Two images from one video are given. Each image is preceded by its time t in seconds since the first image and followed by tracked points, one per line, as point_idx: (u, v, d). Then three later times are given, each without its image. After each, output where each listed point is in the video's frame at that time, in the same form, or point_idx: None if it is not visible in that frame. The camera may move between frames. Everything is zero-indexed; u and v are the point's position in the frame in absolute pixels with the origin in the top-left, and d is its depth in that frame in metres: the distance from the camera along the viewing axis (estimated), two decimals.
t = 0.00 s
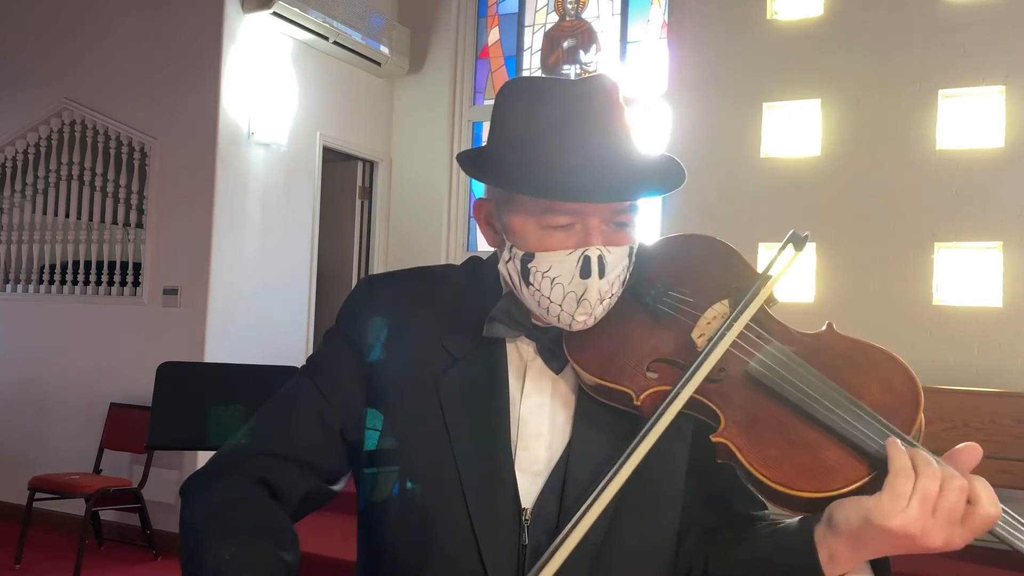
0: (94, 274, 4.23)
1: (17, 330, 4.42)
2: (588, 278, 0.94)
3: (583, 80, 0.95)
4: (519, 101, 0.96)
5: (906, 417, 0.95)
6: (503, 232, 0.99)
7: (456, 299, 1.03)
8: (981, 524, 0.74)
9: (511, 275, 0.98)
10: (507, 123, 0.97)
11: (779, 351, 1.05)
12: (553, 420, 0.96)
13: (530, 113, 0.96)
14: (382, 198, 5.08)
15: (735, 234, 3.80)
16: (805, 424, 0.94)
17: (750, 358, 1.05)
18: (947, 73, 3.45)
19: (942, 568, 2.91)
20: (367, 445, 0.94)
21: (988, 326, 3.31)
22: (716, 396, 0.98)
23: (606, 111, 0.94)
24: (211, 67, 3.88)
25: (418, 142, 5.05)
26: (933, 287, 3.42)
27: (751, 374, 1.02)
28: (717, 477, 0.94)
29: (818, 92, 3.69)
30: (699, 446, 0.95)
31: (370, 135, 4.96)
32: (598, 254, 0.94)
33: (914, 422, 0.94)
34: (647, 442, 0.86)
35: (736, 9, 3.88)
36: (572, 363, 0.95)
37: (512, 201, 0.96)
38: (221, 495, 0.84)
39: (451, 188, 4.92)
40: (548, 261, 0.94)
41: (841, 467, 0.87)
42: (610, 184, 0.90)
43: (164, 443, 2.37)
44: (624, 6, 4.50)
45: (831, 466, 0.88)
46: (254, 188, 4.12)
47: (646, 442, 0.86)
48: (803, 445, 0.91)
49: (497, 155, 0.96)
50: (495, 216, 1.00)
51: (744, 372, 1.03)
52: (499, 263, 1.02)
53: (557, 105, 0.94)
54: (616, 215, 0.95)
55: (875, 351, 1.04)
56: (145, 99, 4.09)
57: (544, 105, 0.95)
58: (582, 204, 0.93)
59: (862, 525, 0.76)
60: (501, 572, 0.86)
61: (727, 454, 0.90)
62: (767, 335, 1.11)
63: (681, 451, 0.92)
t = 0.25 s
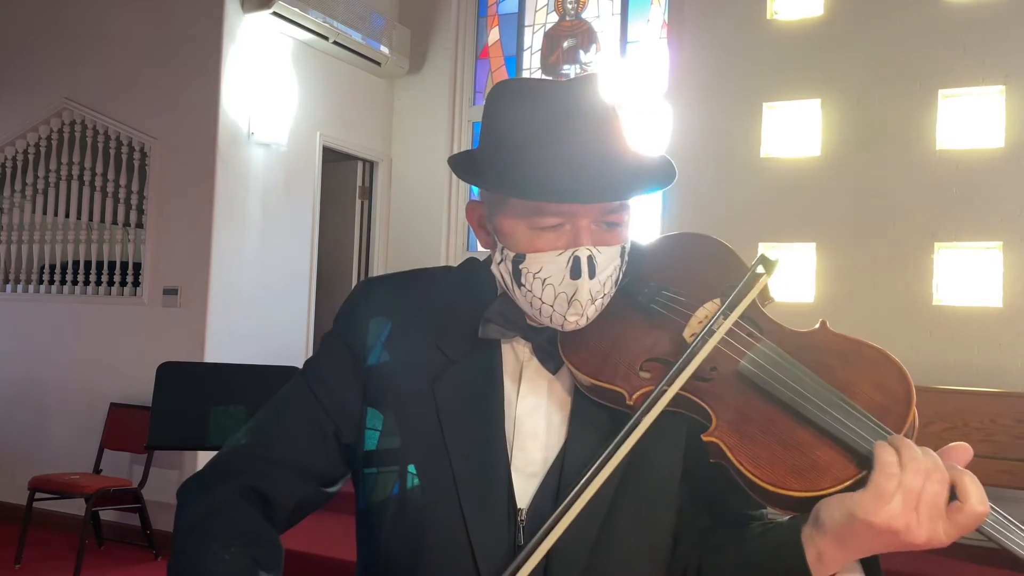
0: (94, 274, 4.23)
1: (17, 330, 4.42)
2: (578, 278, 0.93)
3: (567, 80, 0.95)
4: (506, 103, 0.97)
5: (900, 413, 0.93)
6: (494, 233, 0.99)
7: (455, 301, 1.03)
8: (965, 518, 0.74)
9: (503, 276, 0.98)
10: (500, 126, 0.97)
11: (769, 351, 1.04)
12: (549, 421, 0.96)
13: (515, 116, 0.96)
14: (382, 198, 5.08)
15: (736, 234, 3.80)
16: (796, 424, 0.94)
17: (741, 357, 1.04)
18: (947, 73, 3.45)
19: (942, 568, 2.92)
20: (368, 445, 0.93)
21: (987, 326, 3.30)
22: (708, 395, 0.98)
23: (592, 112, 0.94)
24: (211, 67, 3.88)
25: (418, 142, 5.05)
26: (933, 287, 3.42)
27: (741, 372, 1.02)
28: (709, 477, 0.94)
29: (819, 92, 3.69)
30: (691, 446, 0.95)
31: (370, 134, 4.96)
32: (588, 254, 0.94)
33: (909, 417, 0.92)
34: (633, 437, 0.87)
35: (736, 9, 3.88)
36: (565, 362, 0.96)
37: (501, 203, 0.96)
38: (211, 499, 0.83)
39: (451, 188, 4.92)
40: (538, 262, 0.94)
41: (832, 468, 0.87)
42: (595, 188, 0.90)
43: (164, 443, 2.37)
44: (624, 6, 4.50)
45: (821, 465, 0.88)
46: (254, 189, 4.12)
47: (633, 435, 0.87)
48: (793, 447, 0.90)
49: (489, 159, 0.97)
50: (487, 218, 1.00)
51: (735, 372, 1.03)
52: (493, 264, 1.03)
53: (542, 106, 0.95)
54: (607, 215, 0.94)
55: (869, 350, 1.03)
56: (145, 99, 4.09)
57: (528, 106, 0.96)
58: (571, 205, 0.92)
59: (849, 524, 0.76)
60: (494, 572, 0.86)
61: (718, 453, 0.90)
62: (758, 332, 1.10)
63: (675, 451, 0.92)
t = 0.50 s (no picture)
0: (94, 273, 4.23)
1: (17, 330, 4.42)
2: (575, 283, 0.93)
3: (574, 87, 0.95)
4: (505, 106, 0.97)
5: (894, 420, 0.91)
6: (492, 237, 0.99)
7: (453, 303, 1.03)
8: (951, 527, 0.73)
9: (500, 280, 0.98)
10: (498, 129, 0.97)
11: (763, 359, 1.04)
12: (547, 424, 0.95)
13: (515, 118, 0.96)
14: (382, 198, 5.08)
15: (736, 234, 3.80)
16: (789, 432, 0.92)
17: (736, 365, 1.03)
18: (947, 73, 3.45)
19: (942, 568, 2.92)
20: (368, 445, 0.93)
21: (987, 326, 3.30)
22: (702, 401, 0.97)
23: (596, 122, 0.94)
24: (211, 68, 3.88)
25: (418, 142, 5.05)
26: (933, 287, 3.42)
27: (735, 378, 1.01)
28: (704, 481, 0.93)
29: (818, 92, 3.69)
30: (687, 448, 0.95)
31: (370, 134, 4.96)
32: (585, 260, 0.94)
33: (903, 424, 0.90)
34: (625, 442, 0.89)
35: (736, 9, 3.88)
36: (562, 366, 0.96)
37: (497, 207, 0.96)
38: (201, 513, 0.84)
39: (452, 188, 4.92)
40: (535, 267, 0.94)
41: (827, 477, 0.86)
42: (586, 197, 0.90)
43: (164, 443, 2.38)
44: (624, 6, 4.50)
45: (813, 475, 0.87)
46: (254, 189, 4.12)
47: (626, 437, 0.89)
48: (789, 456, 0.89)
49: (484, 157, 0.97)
50: (485, 222, 1.00)
51: (730, 379, 1.02)
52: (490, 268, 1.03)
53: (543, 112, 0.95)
54: (604, 220, 0.94)
55: (863, 356, 1.01)
56: (145, 99, 4.09)
57: (529, 111, 0.96)
58: (567, 211, 0.92)
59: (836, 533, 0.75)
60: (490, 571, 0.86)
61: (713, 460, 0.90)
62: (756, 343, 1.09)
63: (672, 453, 0.92)
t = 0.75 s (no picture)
0: (94, 274, 4.23)
1: (17, 330, 4.42)
2: (580, 292, 0.92)
3: (574, 95, 0.95)
4: (509, 112, 0.97)
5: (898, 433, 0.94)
6: (496, 244, 0.98)
7: (453, 304, 1.02)
8: (959, 544, 0.73)
9: (504, 287, 0.97)
10: (500, 137, 0.97)
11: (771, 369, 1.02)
12: (550, 429, 0.96)
13: (517, 125, 0.96)
14: (382, 197, 5.08)
15: (735, 234, 3.80)
16: (793, 444, 0.93)
17: (741, 375, 1.03)
18: (947, 73, 3.45)
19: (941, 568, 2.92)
20: (367, 445, 0.93)
21: (987, 326, 3.30)
22: (706, 409, 0.98)
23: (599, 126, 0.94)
24: (211, 68, 3.87)
25: (418, 142, 5.05)
26: (933, 287, 3.42)
27: (740, 389, 1.01)
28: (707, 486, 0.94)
29: (818, 93, 3.69)
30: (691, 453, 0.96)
31: (370, 135, 4.96)
32: (590, 269, 0.93)
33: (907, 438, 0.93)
34: (632, 448, 0.88)
35: (737, 9, 3.88)
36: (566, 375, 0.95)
37: (500, 216, 0.95)
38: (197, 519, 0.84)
39: (451, 187, 4.92)
40: (540, 275, 0.93)
41: (831, 489, 0.87)
42: (592, 199, 0.89)
43: (164, 443, 2.38)
44: (624, 6, 4.50)
45: (818, 485, 0.88)
46: (254, 189, 4.12)
47: (635, 442, 0.88)
48: (795, 467, 0.90)
49: (488, 168, 0.97)
50: (489, 227, 0.99)
51: (734, 390, 1.02)
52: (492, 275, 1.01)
53: (546, 118, 0.95)
54: (609, 230, 0.94)
55: (868, 366, 1.03)
56: (145, 99, 4.09)
57: (531, 117, 0.96)
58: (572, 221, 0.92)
59: (843, 541, 0.74)
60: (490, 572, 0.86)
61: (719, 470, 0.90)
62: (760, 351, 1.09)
63: (676, 458, 0.93)
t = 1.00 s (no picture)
0: (94, 273, 4.23)
1: (17, 330, 4.42)
2: (589, 294, 0.93)
3: (579, 92, 0.95)
4: (516, 112, 0.96)
5: (908, 433, 0.96)
6: (504, 244, 0.98)
7: (456, 304, 1.02)
8: (974, 541, 0.75)
9: (512, 288, 0.97)
10: (508, 139, 0.97)
11: (783, 367, 1.05)
12: (556, 428, 0.96)
13: (521, 123, 0.96)
14: (382, 198, 5.08)
15: (735, 235, 3.80)
16: (802, 442, 0.94)
17: (752, 375, 1.04)
18: (946, 73, 3.45)
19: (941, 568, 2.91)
20: (366, 444, 0.93)
21: (987, 327, 3.31)
22: (715, 410, 0.98)
23: (602, 125, 0.94)
24: (211, 68, 3.88)
25: (418, 143, 5.05)
26: (933, 287, 3.42)
27: (750, 389, 1.02)
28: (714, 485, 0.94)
29: (818, 93, 3.69)
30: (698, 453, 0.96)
31: (370, 135, 4.96)
32: (600, 271, 0.93)
33: (917, 438, 0.95)
34: (641, 451, 0.88)
35: (737, 9, 3.88)
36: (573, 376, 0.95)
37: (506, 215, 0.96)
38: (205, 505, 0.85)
39: (451, 188, 4.92)
40: (549, 277, 0.94)
41: (842, 488, 0.88)
42: (597, 202, 0.89)
43: (164, 443, 2.36)
44: (624, 6, 4.50)
45: (828, 484, 0.88)
46: (254, 189, 4.12)
47: (644, 444, 0.89)
48: (805, 464, 0.91)
49: (492, 166, 0.97)
50: (497, 228, 0.99)
51: (744, 389, 1.02)
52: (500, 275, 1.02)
53: (549, 115, 0.94)
54: (619, 230, 0.94)
55: (876, 367, 1.06)
56: (145, 99, 4.09)
57: (535, 114, 0.95)
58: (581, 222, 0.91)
59: (858, 533, 0.75)
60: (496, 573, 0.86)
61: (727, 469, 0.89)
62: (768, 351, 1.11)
63: (683, 458, 0.92)
